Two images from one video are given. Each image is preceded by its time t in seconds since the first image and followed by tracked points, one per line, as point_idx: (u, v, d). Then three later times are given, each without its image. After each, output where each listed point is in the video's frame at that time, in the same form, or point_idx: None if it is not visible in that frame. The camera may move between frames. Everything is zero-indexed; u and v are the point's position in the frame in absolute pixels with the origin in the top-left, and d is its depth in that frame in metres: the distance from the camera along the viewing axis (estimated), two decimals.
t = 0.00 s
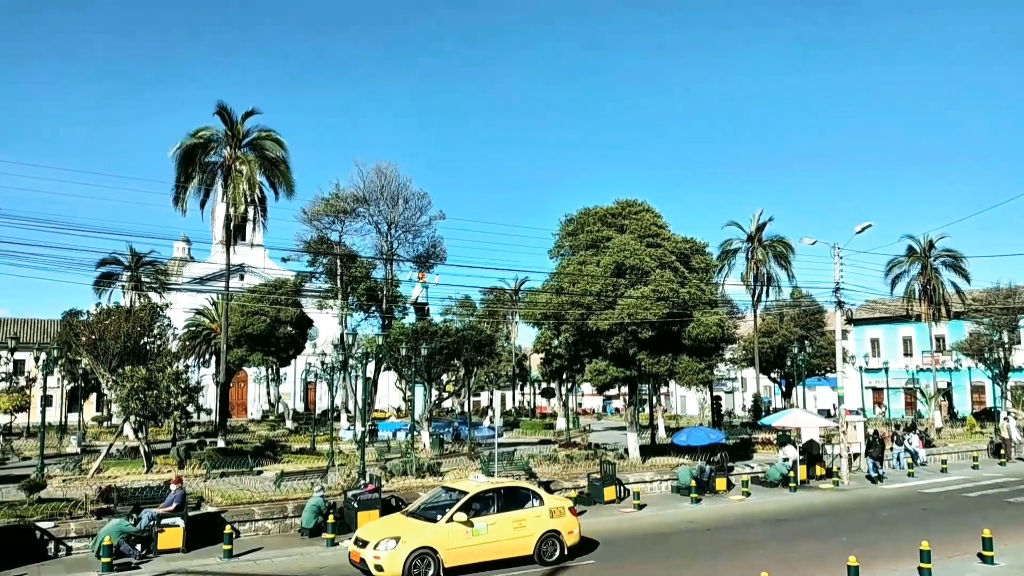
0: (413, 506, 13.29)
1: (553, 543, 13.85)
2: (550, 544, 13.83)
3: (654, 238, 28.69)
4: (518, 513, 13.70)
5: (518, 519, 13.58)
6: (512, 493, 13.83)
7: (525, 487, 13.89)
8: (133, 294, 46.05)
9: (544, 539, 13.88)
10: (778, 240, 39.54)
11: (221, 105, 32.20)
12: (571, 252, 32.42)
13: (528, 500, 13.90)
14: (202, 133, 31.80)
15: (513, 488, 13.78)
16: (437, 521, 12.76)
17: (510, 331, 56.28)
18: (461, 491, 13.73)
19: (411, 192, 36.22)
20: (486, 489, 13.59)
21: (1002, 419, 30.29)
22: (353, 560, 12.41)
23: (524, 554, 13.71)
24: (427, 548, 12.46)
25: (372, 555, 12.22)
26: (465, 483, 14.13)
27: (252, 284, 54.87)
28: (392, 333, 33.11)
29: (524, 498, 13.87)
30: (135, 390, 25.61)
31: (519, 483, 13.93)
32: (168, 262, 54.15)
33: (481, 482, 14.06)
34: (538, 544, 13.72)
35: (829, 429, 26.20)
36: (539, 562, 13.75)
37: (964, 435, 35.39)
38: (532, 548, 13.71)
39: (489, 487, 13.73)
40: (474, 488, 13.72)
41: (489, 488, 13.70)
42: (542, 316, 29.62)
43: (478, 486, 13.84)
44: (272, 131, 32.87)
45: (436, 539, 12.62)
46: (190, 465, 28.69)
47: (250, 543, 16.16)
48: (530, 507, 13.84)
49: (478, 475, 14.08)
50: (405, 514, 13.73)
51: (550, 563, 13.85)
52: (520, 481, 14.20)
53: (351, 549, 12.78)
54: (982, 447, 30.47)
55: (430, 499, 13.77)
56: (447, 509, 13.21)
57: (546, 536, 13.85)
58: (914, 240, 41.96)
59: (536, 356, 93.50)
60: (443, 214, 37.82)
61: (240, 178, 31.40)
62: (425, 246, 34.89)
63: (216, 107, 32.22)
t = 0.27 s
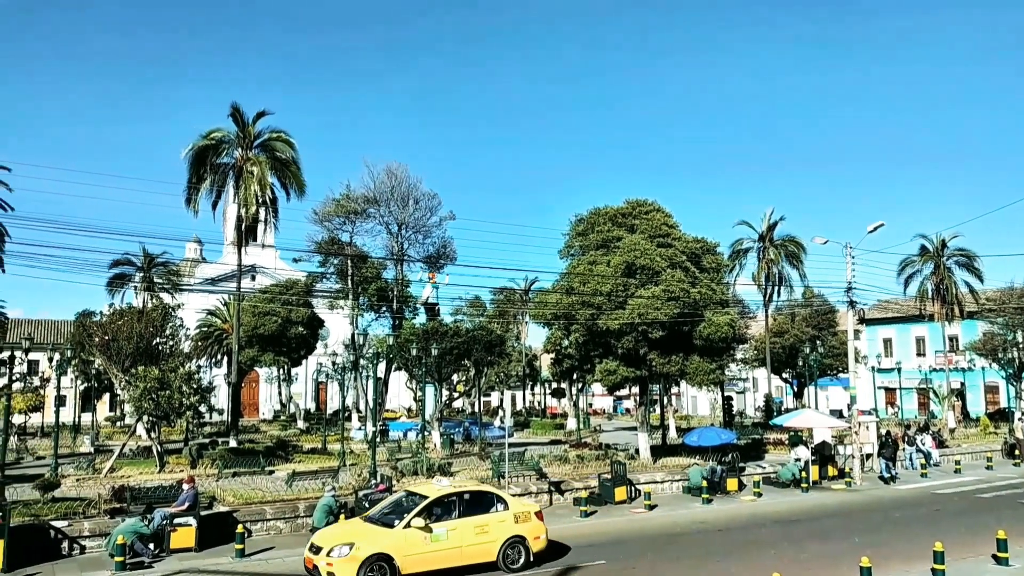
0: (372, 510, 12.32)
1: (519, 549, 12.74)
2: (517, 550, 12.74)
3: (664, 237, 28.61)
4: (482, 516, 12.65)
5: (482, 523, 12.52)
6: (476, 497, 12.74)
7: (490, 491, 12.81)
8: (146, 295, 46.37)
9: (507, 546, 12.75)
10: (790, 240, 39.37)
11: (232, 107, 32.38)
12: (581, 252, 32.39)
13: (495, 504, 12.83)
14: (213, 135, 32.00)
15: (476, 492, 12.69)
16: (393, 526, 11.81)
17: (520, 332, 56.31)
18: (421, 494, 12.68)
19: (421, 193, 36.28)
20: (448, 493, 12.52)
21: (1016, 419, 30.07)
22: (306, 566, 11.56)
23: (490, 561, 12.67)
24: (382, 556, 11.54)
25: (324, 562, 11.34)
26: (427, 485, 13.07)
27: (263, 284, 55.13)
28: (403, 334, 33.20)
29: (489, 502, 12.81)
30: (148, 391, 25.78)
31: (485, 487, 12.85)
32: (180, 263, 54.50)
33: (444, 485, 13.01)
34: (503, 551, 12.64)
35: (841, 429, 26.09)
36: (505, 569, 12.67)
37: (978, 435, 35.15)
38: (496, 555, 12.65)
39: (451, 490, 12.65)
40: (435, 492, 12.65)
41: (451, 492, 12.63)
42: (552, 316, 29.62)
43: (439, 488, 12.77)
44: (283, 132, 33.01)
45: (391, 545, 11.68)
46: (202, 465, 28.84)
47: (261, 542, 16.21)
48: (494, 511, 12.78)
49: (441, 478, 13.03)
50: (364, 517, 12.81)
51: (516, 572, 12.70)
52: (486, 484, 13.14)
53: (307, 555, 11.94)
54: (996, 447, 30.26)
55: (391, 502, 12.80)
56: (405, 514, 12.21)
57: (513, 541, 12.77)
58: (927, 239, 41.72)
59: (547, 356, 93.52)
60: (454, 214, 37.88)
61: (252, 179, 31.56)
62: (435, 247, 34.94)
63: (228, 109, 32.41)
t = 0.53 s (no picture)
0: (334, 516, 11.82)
1: (486, 556, 12.20)
2: (483, 557, 12.19)
3: (676, 237, 28.51)
4: (448, 522, 12.10)
5: (447, 529, 11.98)
6: (443, 501, 12.21)
7: (457, 495, 12.26)
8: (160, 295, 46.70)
9: (474, 553, 12.23)
10: (803, 240, 39.13)
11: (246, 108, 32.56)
12: (593, 251, 32.33)
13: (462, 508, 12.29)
14: (226, 136, 32.18)
15: (442, 497, 12.14)
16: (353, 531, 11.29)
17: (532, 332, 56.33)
18: (384, 498, 12.14)
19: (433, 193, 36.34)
20: (412, 497, 11.99)
21: None
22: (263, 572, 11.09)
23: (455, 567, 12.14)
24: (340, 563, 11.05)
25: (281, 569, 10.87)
26: (393, 489, 12.53)
27: (276, 285, 55.43)
28: (415, 334, 33.28)
29: (456, 507, 12.28)
30: (162, 391, 25.96)
31: (452, 491, 12.30)
32: (194, 264, 54.87)
33: (410, 489, 12.47)
34: (469, 557, 12.11)
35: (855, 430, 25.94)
36: None
37: (994, 436, 34.83)
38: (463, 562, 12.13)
39: (417, 494, 12.12)
40: (400, 496, 12.12)
41: (416, 496, 12.09)
42: (564, 316, 29.59)
43: (404, 492, 12.23)
44: (296, 134, 33.16)
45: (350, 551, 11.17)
46: (215, 464, 29.02)
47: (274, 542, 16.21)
48: (462, 517, 12.23)
49: (407, 481, 12.49)
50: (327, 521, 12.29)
51: None
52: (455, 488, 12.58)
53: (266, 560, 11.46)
54: (1012, 448, 29.99)
55: (355, 506, 12.27)
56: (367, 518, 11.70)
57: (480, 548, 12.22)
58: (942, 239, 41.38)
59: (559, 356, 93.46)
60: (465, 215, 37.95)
61: (264, 180, 31.70)
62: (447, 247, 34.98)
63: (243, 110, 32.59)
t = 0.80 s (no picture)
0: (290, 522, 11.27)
1: (449, 563, 11.70)
2: (446, 563, 11.68)
3: (682, 238, 28.48)
4: (410, 528, 11.59)
5: (409, 534, 11.48)
6: (406, 505, 11.73)
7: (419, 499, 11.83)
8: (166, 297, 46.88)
9: (437, 560, 11.72)
10: (809, 240, 39.03)
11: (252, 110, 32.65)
12: (598, 252, 32.32)
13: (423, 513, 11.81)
14: (233, 138, 32.27)
15: (405, 501, 11.68)
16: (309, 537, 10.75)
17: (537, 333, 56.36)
18: (344, 503, 11.65)
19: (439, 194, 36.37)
20: (372, 502, 11.50)
21: None
22: None
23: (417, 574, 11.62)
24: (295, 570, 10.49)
25: None
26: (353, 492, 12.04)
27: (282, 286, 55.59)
28: (420, 335, 33.33)
29: (418, 512, 11.81)
30: (169, 391, 26.06)
31: (415, 495, 11.87)
32: (201, 265, 55.11)
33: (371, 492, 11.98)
34: (432, 564, 11.60)
35: (862, 431, 25.88)
36: None
37: (1002, 437, 34.70)
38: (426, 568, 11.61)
39: (377, 499, 11.64)
40: (360, 500, 11.65)
41: (377, 500, 11.62)
42: (569, 317, 29.58)
43: (364, 497, 11.74)
44: (302, 135, 33.24)
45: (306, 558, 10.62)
46: (222, 465, 29.11)
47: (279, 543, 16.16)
48: (424, 522, 11.74)
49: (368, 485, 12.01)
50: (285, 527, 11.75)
51: None
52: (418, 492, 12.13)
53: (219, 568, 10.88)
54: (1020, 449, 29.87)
55: (313, 512, 11.75)
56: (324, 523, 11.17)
57: (443, 554, 11.72)
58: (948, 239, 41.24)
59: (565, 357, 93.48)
60: (471, 215, 38.00)
61: (270, 181, 31.75)
62: (452, 248, 35.01)
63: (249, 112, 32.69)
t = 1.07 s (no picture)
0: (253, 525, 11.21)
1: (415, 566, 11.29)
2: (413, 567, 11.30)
3: (693, 237, 28.37)
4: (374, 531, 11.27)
5: (372, 537, 11.17)
6: (371, 509, 11.45)
7: (384, 502, 11.52)
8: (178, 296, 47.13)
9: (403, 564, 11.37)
10: (821, 239, 38.80)
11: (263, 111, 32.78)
12: (608, 252, 32.25)
13: (389, 515, 11.49)
14: (244, 138, 32.41)
15: (369, 504, 11.39)
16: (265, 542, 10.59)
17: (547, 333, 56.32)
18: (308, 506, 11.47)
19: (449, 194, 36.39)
20: (334, 505, 11.25)
21: None
22: None
23: None
24: None
25: None
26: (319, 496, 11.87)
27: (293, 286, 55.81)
28: (430, 335, 33.37)
29: (384, 515, 11.47)
30: (180, 391, 26.17)
31: (381, 498, 11.60)
32: (212, 265, 55.35)
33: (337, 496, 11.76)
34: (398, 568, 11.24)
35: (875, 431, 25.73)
36: None
37: (1017, 438, 34.39)
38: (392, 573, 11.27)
39: (341, 502, 11.40)
40: (323, 504, 11.42)
41: (340, 503, 11.38)
42: (579, 316, 29.52)
43: (329, 500, 11.53)
44: (312, 135, 33.32)
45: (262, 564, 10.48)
46: (233, 464, 29.24)
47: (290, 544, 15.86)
48: (389, 526, 11.41)
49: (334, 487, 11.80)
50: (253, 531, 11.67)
51: None
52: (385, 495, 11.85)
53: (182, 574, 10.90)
54: None
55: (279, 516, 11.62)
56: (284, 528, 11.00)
57: (410, 557, 11.34)
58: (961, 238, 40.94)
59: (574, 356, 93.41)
60: (481, 215, 38.03)
61: (281, 182, 31.86)
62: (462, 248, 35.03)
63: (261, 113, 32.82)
